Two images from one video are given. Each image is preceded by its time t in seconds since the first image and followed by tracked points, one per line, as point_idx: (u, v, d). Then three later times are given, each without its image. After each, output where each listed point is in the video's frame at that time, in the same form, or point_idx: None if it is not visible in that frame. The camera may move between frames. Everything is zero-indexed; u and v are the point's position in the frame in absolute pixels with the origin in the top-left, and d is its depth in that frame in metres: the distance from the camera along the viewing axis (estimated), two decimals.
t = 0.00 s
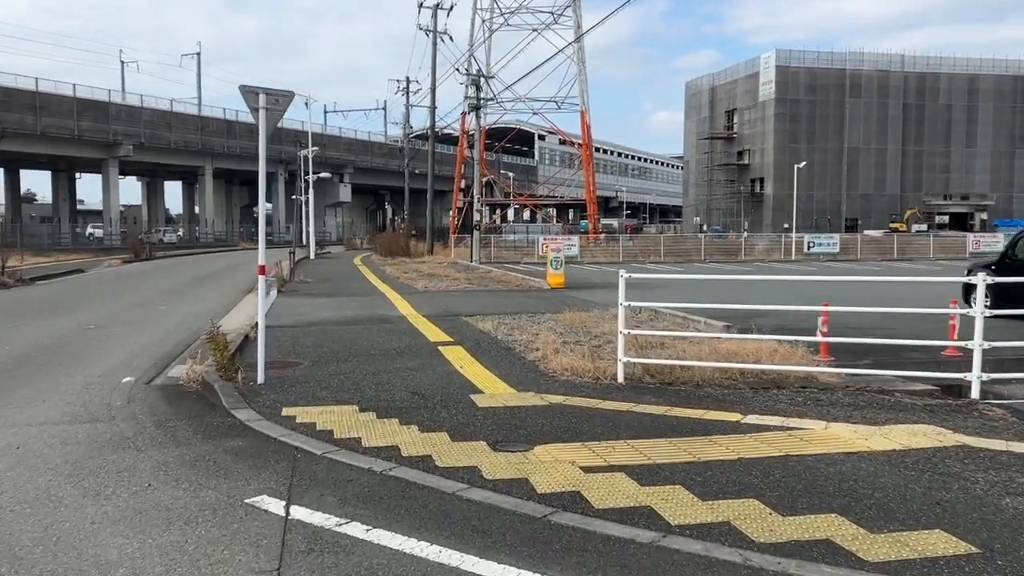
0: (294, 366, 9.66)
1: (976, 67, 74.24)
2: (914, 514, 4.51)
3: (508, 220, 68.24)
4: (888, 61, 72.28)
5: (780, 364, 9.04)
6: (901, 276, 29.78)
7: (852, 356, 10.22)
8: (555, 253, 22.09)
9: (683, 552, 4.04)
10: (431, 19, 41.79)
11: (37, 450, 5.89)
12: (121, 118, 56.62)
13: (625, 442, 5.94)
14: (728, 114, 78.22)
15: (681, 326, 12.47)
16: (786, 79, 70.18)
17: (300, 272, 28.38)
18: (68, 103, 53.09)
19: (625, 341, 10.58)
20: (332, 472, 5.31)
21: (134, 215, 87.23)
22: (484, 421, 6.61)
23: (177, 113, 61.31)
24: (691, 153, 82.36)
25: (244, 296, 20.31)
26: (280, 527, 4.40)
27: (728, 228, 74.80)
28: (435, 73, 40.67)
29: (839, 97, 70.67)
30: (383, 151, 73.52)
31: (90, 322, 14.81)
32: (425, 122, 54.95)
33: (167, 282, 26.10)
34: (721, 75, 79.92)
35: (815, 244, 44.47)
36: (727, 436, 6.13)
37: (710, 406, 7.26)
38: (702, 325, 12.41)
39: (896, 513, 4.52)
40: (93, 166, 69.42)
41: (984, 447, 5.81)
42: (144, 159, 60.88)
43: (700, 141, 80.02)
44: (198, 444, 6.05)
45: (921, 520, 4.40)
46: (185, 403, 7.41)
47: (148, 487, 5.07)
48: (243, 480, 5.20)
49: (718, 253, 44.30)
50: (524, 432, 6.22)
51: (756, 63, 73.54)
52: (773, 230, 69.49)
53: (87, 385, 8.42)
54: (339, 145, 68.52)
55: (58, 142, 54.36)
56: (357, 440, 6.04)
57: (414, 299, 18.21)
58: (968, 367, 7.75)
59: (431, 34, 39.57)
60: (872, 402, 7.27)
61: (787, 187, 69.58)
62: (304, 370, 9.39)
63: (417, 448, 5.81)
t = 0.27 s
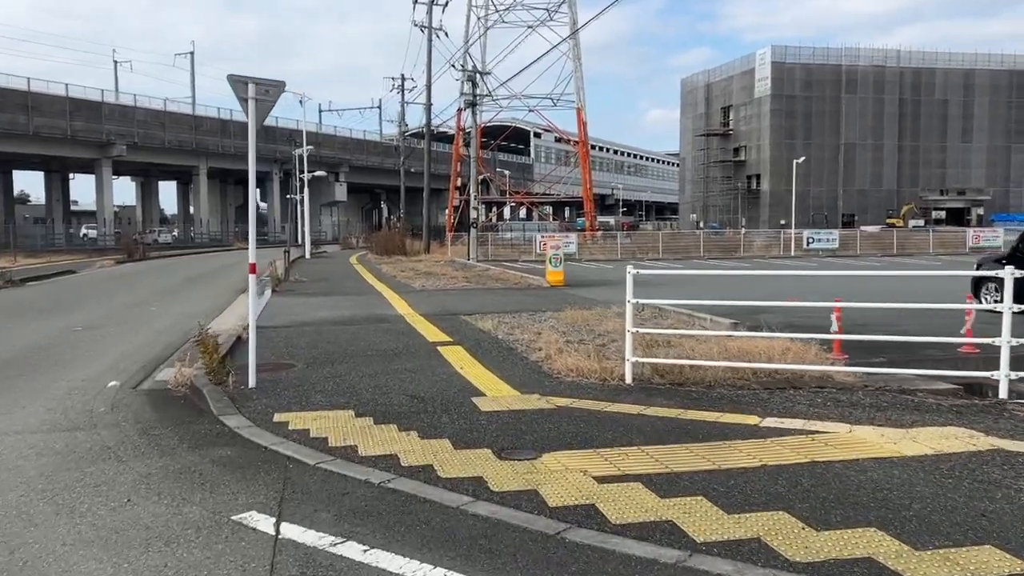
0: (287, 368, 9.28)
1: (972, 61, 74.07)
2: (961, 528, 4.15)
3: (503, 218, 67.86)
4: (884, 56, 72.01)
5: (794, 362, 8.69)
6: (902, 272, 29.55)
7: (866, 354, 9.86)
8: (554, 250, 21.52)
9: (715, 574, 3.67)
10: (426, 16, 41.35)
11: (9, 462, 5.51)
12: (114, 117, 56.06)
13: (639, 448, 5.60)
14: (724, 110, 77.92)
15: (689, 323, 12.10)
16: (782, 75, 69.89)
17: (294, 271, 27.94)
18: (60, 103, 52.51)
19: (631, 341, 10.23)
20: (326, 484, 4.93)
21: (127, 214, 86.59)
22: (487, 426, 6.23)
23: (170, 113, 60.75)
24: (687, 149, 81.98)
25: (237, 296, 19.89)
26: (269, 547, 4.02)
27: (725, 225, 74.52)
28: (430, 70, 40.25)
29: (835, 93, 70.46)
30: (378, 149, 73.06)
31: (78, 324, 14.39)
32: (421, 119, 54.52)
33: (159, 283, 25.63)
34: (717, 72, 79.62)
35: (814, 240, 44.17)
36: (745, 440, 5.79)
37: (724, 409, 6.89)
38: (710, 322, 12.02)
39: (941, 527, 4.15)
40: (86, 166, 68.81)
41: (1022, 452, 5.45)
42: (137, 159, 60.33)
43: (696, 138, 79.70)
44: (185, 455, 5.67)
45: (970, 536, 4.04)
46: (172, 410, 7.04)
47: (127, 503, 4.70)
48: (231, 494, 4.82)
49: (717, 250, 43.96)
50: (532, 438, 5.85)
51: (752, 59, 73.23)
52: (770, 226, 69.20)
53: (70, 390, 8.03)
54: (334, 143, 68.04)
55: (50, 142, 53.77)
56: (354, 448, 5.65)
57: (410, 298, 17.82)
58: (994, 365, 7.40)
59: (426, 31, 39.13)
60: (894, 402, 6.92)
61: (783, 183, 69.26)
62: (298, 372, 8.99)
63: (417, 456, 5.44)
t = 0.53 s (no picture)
0: (283, 373, 8.92)
1: (968, 55, 73.90)
2: None
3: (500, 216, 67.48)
4: (880, 51, 71.78)
5: (812, 364, 8.34)
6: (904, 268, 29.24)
7: (884, 355, 9.51)
8: (553, 249, 21.23)
9: None
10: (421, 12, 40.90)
11: None
12: (107, 117, 55.49)
13: (660, 459, 5.24)
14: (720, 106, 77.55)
15: (698, 322, 11.73)
16: (779, 70, 69.51)
17: (290, 271, 27.52)
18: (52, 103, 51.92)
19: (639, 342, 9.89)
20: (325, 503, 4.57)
21: (121, 215, 85.99)
22: (496, 436, 5.87)
23: (164, 112, 60.19)
24: (683, 146, 81.65)
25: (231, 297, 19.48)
26: None
27: (722, 221, 74.23)
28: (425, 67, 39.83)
29: (832, 88, 70.16)
30: (373, 148, 72.59)
31: (67, 328, 13.99)
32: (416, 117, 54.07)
33: (151, 284, 25.19)
34: (713, 68, 79.24)
35: (814, 236, 43.87)
36: (771, 449, 5.44)
37: (744, 414, 6.54)
38: (719, 321, 11.66)
39: (999, 548, 3.80)
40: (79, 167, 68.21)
41: None
42: (131, 159, 59.76)
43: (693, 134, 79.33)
44: (174, 471, 5.31)
45: None
46: (161, 421, 6.67)
47: (110, 527, 4.33)
48: (224, 515, 4.46)
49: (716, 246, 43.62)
50: (544, 449, 5.50)
51: (748, 54, 72.88)
52: (767, 222, 68.86)
53: (55, 400, 7.65)
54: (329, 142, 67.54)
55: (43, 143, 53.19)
56: (355, 462, 5.30)
57: (409, 298, 17.44)
58: None
59: (421, 27, 38.71)
60: (922, 406, 6.59)
61: (780, 178, 68.91)
62: (294, 378, 8.62)
63: (423, 471, 5.08)
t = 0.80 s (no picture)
0: (281, 379, 8.55)
1: (962, 50, 73.73)
2: None
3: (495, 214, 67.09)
4: (875, 46, 71.58)
5: (834, 365, 7.98)
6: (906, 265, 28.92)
7: (904, 354, 9.19)
8: (555, 247, 21.01)
9: None
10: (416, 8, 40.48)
11: None
12: (99, 116, 54.91)
13: (687, 471, 4.90)
14: (715, 102, 77.39)
15: (707, 322, 11.37)
16: (773, 66, 69.39)
17: (285, 271, 27.13)
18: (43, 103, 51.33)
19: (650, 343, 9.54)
20: (331, 525, 4.22)
21: (115, 215, 85.39)
22: (509, 447, 5.51)
23: (157, 111, 59.65)
24: (679, 142, 81.34)
25: (226, 298, 19.07)
26: None
27: (718, 217, 73.97)
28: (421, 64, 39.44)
29: (827, 84, 70.09)
30: (368, 146, 72.10)
31: (58, 331, 13.58)
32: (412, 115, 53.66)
33: (144, 285, 24.77)
34: (708, 64, 79.07)
35: (813, 232, 43.59)
36: (805, 458, 5.10)
37: (769, 419, 6.19)
38: (729, 320, 11.29)
39: None
40: (71, 167, 67.58)
41: None
42: (124, 159, 59.20)
43: (688, 131, 79.18)
44: (166, 488, 4.94)
45: None
46: (153, 431, 6.31)
47: (98, 558, 3.97)
48: (221, 539, 4.10)
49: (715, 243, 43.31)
50: (562, 462, 5.14)
51: (743, 50, 72.75)
52: (763, 218, 68.64)
53: (41, 409, 7.28)
54: (323, 140, 67.11)
55: (34, 143, 52.57)
56: (360, 477, 4.93)
57: (408, 298, 17.06)
58: None
59: (416, 23, 38.31)
60: (956, 409, 6.25)
61: (775, 174, 68.78)
62: (293, 383, 8.27)
63: (434, 486, 4.72)
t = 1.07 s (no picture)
0: (274, 385, 8.18)
1: (957, 44, 73.52)
2: None
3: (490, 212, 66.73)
4: (869, 41, 71.35)
5: (852, 367, 7.65)
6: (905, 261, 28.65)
7: (921, 354, 8.86)
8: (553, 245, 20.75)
9: None
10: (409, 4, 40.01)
11: None
12: (90, 116, 54.33)
13: (710, 486, 4.55)
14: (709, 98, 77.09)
15: (714, 321, 11.02)
16: (767, 62, 69.12)
17: (278, 271, 26.73)
18: (33, 102, 50.73)
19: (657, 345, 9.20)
20: (325, 550, 3.86)
21: (106, 216, 84.70)
22: (517, 459, 5.16)
23: (148, 111, 59.06)
24: (673, 139, 81.06)
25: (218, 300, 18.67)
26: None
27: (714, 213, 73.75)
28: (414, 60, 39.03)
29: (821, 79, 69.87)
30: (361, 144, 71.60)
31: (43, 335, 13.18)
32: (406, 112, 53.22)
33: (134, 286, 24.33)
34: (702, 60, 78.79)
35: (811, 227, 43.31)
36: (834, 471, 4.76)
37: (791, 427, 5.84)
38: (737, 319, 10.93)
39: None
40: (62, 167, 66.94)
41: None
42: (115, 159, 58.62)
43: (682, 127, 78.88)
44: (147, 509, 4.57)
45: None
46: (137, 444, 5.93)
47: None
48: (205, 571, 3.72)
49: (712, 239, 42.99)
50: (575, 476, 4.79)
51: (737, 46, 72.48)
52: (758, 215, 68.39)
53: (20, 420, 6.90)
54: (316, 139, 66.62)
55: (24, 143, 51.95)
56: (359, 495, 4.57)
57: (404, 298, 16.68)
58: None
59: (410, 19, 37.85)
60: (986, 413, 5.91)
61: (770, 170, 68.55)
62: (286, 390, 7.90)
63: (438, 505, 4.37)
